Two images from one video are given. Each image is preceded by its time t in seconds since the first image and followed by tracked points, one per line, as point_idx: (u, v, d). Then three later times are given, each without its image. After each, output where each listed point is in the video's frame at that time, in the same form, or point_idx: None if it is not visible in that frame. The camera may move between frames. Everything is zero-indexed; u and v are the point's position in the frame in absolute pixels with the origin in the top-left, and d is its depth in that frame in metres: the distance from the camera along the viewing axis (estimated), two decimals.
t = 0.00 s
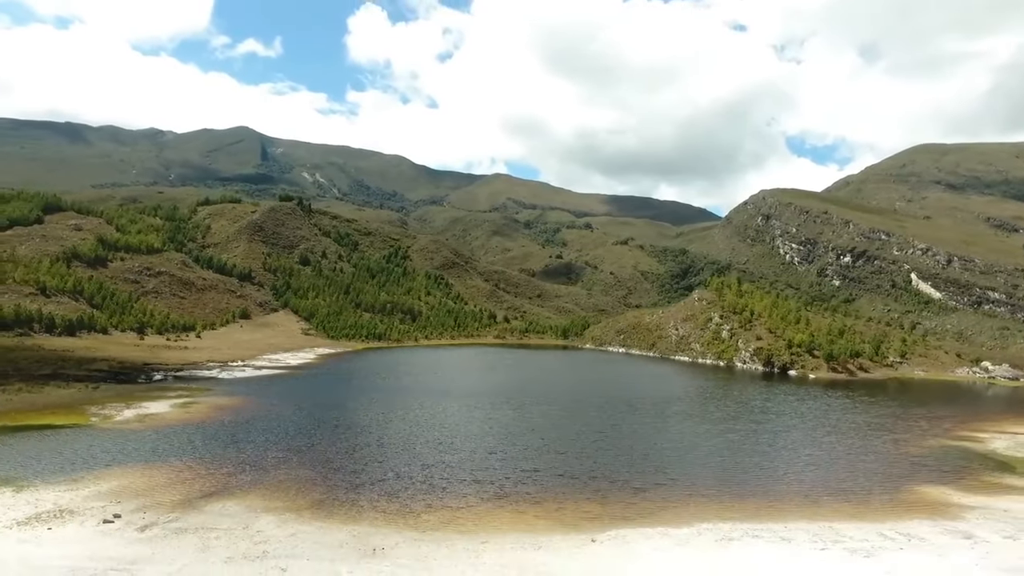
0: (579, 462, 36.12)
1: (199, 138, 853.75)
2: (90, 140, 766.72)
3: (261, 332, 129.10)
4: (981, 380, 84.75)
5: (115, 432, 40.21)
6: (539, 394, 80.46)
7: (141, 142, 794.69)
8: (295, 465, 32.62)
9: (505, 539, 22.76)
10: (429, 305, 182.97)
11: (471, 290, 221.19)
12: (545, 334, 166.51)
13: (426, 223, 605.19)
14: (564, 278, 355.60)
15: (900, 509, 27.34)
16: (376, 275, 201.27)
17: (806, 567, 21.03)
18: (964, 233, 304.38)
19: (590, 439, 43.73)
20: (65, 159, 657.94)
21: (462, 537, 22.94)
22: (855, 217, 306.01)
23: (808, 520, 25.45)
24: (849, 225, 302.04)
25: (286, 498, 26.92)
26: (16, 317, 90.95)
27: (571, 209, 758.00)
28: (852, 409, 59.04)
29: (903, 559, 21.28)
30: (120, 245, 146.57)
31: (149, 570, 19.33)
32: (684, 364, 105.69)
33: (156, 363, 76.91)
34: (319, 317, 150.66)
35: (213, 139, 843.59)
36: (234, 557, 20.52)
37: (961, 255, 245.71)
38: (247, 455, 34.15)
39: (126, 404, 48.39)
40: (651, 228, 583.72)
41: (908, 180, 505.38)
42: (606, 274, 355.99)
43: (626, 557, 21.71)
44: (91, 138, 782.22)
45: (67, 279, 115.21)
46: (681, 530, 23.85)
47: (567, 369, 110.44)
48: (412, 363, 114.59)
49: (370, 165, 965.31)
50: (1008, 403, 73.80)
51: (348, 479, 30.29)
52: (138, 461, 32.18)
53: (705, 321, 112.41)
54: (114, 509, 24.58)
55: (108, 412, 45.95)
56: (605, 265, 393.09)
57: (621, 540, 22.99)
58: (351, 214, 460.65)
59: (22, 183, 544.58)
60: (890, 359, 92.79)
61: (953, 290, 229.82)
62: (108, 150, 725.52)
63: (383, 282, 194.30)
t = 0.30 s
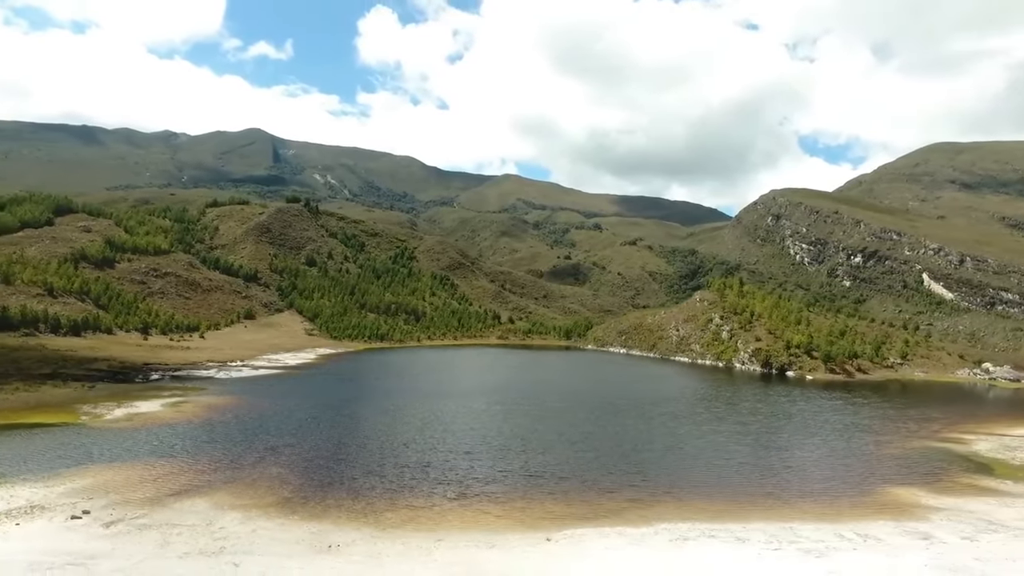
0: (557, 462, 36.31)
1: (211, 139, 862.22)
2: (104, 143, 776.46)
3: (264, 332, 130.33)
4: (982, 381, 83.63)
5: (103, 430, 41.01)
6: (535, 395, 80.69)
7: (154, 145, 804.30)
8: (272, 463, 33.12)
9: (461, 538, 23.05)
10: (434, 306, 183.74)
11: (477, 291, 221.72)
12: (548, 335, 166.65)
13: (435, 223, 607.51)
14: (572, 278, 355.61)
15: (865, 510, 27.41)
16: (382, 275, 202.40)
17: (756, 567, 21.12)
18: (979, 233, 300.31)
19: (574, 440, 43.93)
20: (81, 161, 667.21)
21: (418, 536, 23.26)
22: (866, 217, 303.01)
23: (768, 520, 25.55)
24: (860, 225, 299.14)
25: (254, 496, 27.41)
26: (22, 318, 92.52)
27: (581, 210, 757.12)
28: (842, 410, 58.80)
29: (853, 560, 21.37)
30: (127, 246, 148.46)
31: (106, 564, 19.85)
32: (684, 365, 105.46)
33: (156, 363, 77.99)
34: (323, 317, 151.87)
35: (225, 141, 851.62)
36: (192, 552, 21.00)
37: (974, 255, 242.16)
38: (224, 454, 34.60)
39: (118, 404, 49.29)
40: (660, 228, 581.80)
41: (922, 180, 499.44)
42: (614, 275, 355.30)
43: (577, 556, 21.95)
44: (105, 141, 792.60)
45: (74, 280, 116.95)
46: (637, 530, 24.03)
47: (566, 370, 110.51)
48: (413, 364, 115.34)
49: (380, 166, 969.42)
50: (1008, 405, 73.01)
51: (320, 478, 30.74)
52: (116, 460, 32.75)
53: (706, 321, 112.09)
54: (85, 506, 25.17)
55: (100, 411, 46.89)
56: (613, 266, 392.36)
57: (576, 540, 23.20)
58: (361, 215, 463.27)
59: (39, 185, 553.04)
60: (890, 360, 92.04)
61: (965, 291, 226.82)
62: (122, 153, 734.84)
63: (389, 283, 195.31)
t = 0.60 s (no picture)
0: (531, 462, 36.41)
1: (220, 141, 867.96)
2: (115, 146, 782.91)
3: (265, 333, 131.29)
4: (978, 383, 82.82)
5: (86, 429, 41.67)
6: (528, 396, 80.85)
7: (164, 147, 810.45)
8: (243, 462, 33.44)
9: (414, 535, 23.29)
10: (435, 307, 184.15)
11: (480, 292, 222.14)
12: (548, 336, 166.81)
13: (442, 224, 608.57)
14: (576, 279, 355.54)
15: (827, 510, 27.42)
16: (384, 276, 203.23)
17: (703, 567, 21.21)
18: (988, 233, 297.39)
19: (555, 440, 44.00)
20: (91, 164, 673.33)
21: (373, 533, 23.58)
22: (874, 217, 300.77)
23: (726, 520, 25.61)
24: (868, 225, 296.88)
25: (220, 494, 27.79)
26: (23, 319, 93.59)
27: (587, 210, 755.86)
28: (829, 411, 58.67)
29: (800, 559, 21.47)
30: (131, 248, 149.81)
31: (60, 560, 20.22)
32: (681, 365, 105.39)
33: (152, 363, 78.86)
34: (324, 318, 152.80)
35: (234, 143, 857.29)
36: (147, 549, 21.34)
37: (983, 255, 239.70)
38: (199, 454, 34.98)
39: (106, 404, 50.00)
40: (667, 229, 579.75)
41: (931, 180, 495.31)
42: (619, 275, 354.63)
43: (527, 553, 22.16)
44: (115, 144, 799.13)
45: (76, 282, 118.29)
46: (592, 530, 24.16)
47: (563, 371, 110.59)
48: (412, 364, 115.98)
49: (387, 167, 971.65)
50: (1003, 405, 72.41)
51: (289, 476, 31.08)
52: (91, 459, 33.20)
53: (703, 322, 111.91)
54: (51, 504, 25.55)
55: (87, 410, 47.64)
56: (618, 267, 391.80)
57: (529, 539, 23.37)
58: (367, 216, 464.98)
59: (50, 186, 558.66)
60: (887, 361, 91.51)
61: (974, 291, 224.68)
62: (132, 155, 740.58)
63: (390, 284, 196.02)
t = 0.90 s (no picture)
0: (502, 462, 36.52)
1: (225, 143, 871.09)
2: (121, 148, 787.41)
3: (261, 333, 131.98)
4: (968, 384, 82.42)
5: (65, 428, 42.19)
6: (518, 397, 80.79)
7: (169, 149, 814.39)
8: (211, 460, 33.60)
9: (364, 535, 23.47)
10: (433, 308, 184.47)
11: (479, 292, 222.39)
12: (545, 337, 166.91)
13: (445, 225, 608.81)
14: (578, 280, 355.34)
15: (783, 511, 27.63)
16: (383, 277, 203.69)
17: (645, 566, 21.39)
18: (992, 233, 295.76)
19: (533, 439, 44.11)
20: (97, 166, 677.03)
21: (324, 531, 23.80)
22: (876, 217, 299.45)
23: (678, 520, 25.78)
24: (871, 225, 295.33)
25: (181, 492, 28.07)
26: (19, 319, 94.44)
27: (591, 211, 755.03)
28: (813, 413, 58.53)
29: (742, 559, 21.61)
30: (130, 249, 150.76)
31: (9, 556, 20.61)
32: (673, 366, 105.32)
33: (144, 363, 79.49)
34: (321, 319, 153.32)
35: (239, 145, 860.70)
36: (97, 546, 21.69)
37: (986, 256, 238.37)
38: (169, 452, 35.15)
39: (89, 403, 50.59)
40: (670, 230, 578.79)
41: (935, 180, 492.95)
42: (621, 276, 354.27)
43: (473, 553, 22.35)
44: (121, 146, 803.19)
45: (74, 283, 119.22)
46: (542, 529, 24.42)
47: (556, 372, 110.54)
48: (406, 365, 116.28)
49: (392, 168, 973.22)
50: (993, 405, 72.06)
51: (255, 475, 31.34)
52: (62, 458, 33.52)
53: (697, 323, 111.76)
54: (14, 502, 25.97)
55: (70, 410, 48.23)
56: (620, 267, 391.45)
57: (478, 537, 23.61)
58: (370, 218, 465.71)
59: (56, 188, 562.17)
60: (878, 362, 91.24)
61: (977, 292, 223.57)
62: (138, 157, 744.30)
63: (389, 284, 196.40)
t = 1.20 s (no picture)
0: (469, 462, 36.56)
1: (226, 144, 872.89)
2: (123, 149, 789.57)
3: (254, 334, 132.43)
4: (954, 384, 82.26)
5: (40, 428, 42.48)
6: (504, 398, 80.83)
7: (171, 150, 816.51)
8: (177, 460, 33.74)
9: (311, 534, 23.64)
10: (429, 308, 184.67)
11: (476, 293, 222.60)
12: (539, 337, 167.11)
13: (446, 225, 609.11)
14: (577, 281, 355.49)
15: (736, 511, 27.73)
16: (379, 278, 203.99)
17: (585, 565, 21.57)
18: (992, 233, 295.06)
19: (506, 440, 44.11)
20: (99, 167, 679.14)
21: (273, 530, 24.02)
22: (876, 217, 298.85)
23: (628, 519, 25.95)
24: (870, 225, 294.85)
25: (141, 491, 28.30)
26: (10, 320, 94.95)
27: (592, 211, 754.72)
28: (796, 413, 58.37)
29: (681, 557, 21.73)
30: (125, 250, 151.28)
31: None
32: (663, 367, 105.38)
33: (132, 364, 80.00)
34: (315, 319, 153.67)
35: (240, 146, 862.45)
36: (44, 545, 21.94)
37: (985, 256, 237.95)
38: (136, 452, 35.28)
39: (69, 404, 50.93)
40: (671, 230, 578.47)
41: (937, 179, 491.70)
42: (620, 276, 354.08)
43: (417, 551, 22.53)
44: (124, 147, 805.38)
45: (68, 283, 119.73)
46: (490, 528, 24.63)
47: (547, 373, 110.67)
48: (397, 365, 116.48)
49: (393, 168, 974.16)
50: (978, 405, 71.92)
51: (218, 473, 31.55)
52: (29, 458, 33.75)
53: (687, 323, 111.70)
54: None
55: (48, 410, 48.60)
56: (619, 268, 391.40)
57: (424, 537, 23.76)
58: (370, 219, 466.19)
59: (58, 189, 563.90)
60: (865, 362, 91.17)
61: (976, 292, 222.99)
62: (140, 158, 746.36)
63: (385, 285, 196.67)
